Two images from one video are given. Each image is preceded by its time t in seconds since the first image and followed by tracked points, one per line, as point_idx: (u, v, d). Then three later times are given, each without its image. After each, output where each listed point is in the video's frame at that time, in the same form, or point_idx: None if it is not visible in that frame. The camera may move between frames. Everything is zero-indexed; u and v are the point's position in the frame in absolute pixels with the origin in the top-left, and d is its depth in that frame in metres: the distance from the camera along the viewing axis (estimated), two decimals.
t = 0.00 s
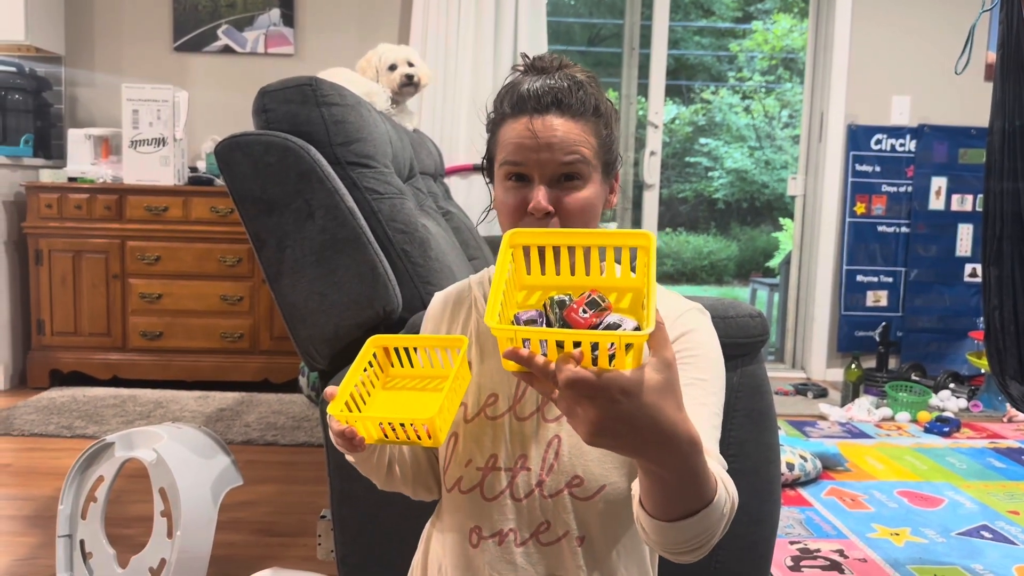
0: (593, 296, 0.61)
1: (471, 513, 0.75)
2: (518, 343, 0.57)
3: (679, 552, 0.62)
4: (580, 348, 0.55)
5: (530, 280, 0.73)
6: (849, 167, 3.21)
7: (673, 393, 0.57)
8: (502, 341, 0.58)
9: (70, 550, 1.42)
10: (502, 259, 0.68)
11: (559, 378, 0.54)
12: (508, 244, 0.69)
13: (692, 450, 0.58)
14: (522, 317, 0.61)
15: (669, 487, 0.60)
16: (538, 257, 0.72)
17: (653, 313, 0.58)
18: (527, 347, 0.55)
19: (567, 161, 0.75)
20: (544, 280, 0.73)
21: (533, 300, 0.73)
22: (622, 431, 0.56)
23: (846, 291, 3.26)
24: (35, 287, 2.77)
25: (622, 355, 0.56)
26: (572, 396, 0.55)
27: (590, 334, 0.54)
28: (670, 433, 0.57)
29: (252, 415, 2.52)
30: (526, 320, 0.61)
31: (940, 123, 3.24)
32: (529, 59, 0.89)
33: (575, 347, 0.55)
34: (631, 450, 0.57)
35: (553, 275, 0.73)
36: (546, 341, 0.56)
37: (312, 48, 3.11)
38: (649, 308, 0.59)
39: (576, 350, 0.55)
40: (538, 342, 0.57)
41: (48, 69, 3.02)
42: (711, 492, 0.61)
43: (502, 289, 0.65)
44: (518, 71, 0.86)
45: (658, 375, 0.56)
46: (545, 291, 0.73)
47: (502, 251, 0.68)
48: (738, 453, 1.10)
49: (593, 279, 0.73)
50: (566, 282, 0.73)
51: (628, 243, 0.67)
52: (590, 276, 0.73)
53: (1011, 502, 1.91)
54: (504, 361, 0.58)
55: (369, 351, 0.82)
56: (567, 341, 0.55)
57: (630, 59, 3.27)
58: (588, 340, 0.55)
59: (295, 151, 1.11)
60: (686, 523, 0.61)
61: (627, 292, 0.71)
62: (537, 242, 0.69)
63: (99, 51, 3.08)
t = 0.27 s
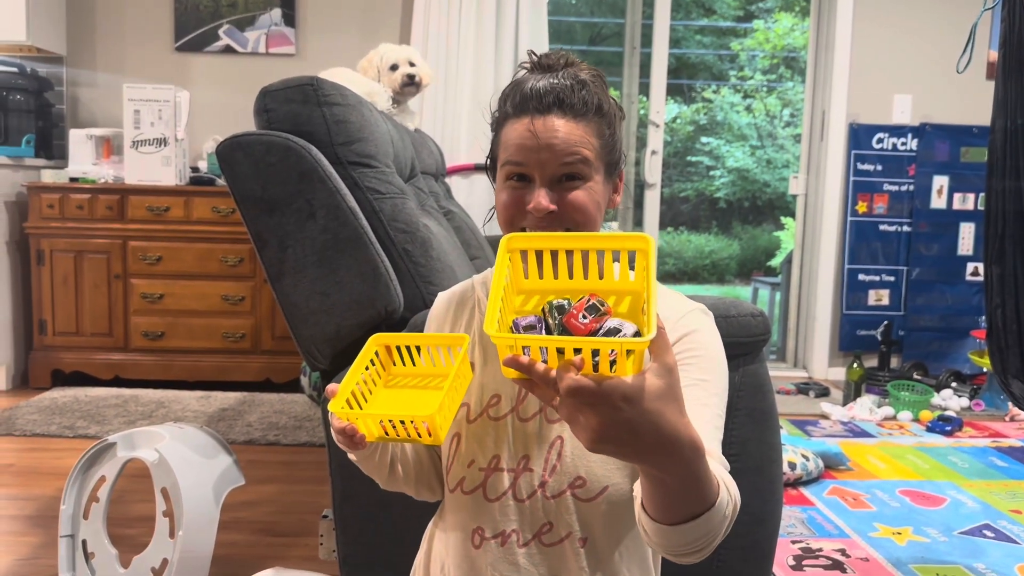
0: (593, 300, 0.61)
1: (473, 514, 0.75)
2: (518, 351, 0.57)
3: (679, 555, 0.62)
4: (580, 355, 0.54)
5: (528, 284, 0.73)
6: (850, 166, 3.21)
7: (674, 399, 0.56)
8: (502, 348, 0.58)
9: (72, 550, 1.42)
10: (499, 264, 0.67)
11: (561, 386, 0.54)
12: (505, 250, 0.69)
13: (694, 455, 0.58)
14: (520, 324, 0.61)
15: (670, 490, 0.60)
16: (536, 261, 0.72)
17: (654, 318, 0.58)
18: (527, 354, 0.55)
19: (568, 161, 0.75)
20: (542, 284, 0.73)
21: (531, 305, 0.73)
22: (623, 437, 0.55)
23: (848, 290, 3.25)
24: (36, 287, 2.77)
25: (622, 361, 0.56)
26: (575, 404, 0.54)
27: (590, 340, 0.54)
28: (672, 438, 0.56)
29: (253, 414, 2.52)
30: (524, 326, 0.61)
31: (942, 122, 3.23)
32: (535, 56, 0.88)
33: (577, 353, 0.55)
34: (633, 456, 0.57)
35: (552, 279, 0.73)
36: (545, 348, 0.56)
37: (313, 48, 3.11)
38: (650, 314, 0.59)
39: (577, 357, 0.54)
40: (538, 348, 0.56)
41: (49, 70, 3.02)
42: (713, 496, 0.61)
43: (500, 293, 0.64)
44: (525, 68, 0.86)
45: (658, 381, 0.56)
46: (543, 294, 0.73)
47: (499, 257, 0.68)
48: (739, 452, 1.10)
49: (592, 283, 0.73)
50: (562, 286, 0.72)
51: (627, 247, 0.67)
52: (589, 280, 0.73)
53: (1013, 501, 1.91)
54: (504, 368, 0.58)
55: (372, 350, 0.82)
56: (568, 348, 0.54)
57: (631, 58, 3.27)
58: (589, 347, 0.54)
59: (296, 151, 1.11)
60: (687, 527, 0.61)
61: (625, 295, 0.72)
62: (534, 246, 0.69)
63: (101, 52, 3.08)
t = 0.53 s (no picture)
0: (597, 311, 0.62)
1: (475, 514, 0.75)
2: (523, 364, 0.56)
3: (683, 561, 0.62)
4: (586, 368, 0.54)
5: (530, 292, 0.73)
6: (851, 165, 3.21)
7: (680, 410, 0.56)
8: (507, 362, 0.57)
9: (74, 550, 1.42)
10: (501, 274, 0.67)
11: (567, 400, 0.54)
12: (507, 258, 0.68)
13: (698, 464, 0.58)
14: (524, 334, 0.61)
15: (674, 498, 0.60)
16: (537, 269, 0.72)
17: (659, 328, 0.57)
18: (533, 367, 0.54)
19: (576, 169, 0.75)
20: (545, 292, 0.73)
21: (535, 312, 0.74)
22: (629, 448, 0.55)
23: (849, 289, 3.25)
24: (37, 288, 2.78)
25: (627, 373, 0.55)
26: (581, 417, 0.54)
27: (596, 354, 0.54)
28: (679, 450, 0.57)
29: (255, 415, 2.52)
30: (528, 337, 0.61)
31: (943, 121, 3.23)
32: (538, 53, 0.88)
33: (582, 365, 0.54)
34: (638, 467, 0.57)
35: (554, 286, 0.73)
36: (550, 361, 0.55)
37: (313, 48, 3.11)
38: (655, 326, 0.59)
39: (583, 369, 0.54)
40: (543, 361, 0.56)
41: (50, 70, 3.02)
42: (717, 503, 0.61)
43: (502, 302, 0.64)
44: (529, 67, 0.85)
45: (664, 394, 0.56)
46: (546, 302, 0.73)
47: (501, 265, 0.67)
48: (740, 452, 1.10)
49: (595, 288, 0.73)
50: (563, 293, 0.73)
51: (631, 253, 0.67)
52: (591, 286, 0.73)
53: (1015, 500, 1.91)
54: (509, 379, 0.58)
55: (373, 349, 0.82)
56: (573, 361, 0.54)
57: (632, 58, 3.27)
58: (594, 360, 0.54)
59: (297, 151, 1.11)
60: (691, 534, 0.61)
61: (628, 301, 0.72)
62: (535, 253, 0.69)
63: (101, 53, 3.09)
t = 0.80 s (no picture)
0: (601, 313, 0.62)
1: (478, 517, 0.75)
2: (528, 367, 0.57)
3: (687, 565, 0.62)
4: (591, 372, 0.55)
5: (533, 294, 0.73)
6: (851, 165, 3.21)
7: (685, 416, 0.56)
8: (511, 365, 0.58)
9: (75, 551, 1.42)
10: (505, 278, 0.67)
11: (572, 404, 0.54)
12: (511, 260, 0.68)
13: (703, 471, 0.58)
14: (528, 338, 0.61)
15: (678, 504, 0.60)
16: (541, 271, 0.72)
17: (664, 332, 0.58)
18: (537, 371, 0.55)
19: (589, 170, 0.75)
20: (548, 295, 0.73)
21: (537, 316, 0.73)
22: (634, 453, 0.55)
23: (850, 289, 3.25)
24: (37, 289, 2.78)
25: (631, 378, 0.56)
26: (585, 421, 0.55)
27: (600, 358, 0.54)
28: (684, 455, 0.56)
29: (256, 415, 2.52)
30: (532, 340, 0.61)
31: (943, 121, 3.23)
32: (540, 54, 0.88)
33: (586, 368, 0.55)
34: (643, 472, 0.57)
35: (558, 290, 0.73)
36: (555, 364, 0.55)
37: (313, 48, 3.11)
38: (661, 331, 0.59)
39: (587, 373, 0.55)
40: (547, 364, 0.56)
41: (50, 71, 3.02)
42: (722, 509, 0.61)
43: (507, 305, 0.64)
44: (533, 67, 0.85)
45: (669, 398, 0.56)
46: (549, 306, 0.73)
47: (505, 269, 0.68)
48: (741, 453, 1.10)
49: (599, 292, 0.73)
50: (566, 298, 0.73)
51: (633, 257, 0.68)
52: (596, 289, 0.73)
53: (1015, 500, 1.91)
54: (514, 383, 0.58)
55: (376, 350, 0.82)
56: (578, 365, 0.55)
57: (632, 58, 3.27)
58: (599, 364, 0.54)
59: (298, 151, 1.11)
60: (695, 539, 0.61)
61: (632, 305, 0.71)
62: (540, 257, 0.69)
63: (102, 53, 3.09)
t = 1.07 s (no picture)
0: (604, 321, 0.62)
1: (480, 520, 0.75)
2: (531, 375, 0.57)
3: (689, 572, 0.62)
4: (595, 380, 0.54)
5: (536, 301, 0.73)
6: (852, 165, 3.21)
7: (689, 425, 0.56)
8: (515, 373, 0.57)
9: (75, 551, 1.42)
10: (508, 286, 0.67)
11: (575, 412, 0.54)
12: (514, 265, 0.69)
13: (708, 478, 0.58)
14: (531, 345, 0.61)
15: (682, 511, 0.60)
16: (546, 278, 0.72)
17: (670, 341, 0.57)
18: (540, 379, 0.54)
19: (595, 169, 0.75)
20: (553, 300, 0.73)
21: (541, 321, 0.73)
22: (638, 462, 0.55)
23: (850, 289, 3.25)
24: (37, 289, 2.78)
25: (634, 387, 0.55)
26: (588, 430, 0.54)
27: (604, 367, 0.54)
28: (689, 463, 0.56)
29: (256, 415, 2.52)
30: (536, 347, 0.61)
31: (943, 121, 3.23)
32: (542, 55, 0.87)
33: (590, 377, 0.55)
34: (647, 480, 0.57)
35: (561, 297, 0.73)
36: (559, 372, 0.55)
37: (313, 48, 3.11)
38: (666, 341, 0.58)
39: (591, 381, 0.55)
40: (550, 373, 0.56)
41: (50, 71, 3.02)
42: (725, 517, 0.61)
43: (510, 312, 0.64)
44: (536, 66, 0.85)
45: (674, 406, 0.56)
46: (553, 311, 0.73)
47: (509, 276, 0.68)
48: (741, 452, 1.10)
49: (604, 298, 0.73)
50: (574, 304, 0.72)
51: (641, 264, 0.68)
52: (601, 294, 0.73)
53: (1016, 500, 1.91)
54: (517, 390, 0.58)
55: (377, 354, 0.82)
56: (582, 374, 0.54)
57: (632, 58, 3.28)
58: (603, 373, 0.54)
59: (297, 151, 1.11)
60: (699, 546, 0.61)
61: (638, 310, 0.72)
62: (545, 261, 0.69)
63: (101, 53, 3.09)
